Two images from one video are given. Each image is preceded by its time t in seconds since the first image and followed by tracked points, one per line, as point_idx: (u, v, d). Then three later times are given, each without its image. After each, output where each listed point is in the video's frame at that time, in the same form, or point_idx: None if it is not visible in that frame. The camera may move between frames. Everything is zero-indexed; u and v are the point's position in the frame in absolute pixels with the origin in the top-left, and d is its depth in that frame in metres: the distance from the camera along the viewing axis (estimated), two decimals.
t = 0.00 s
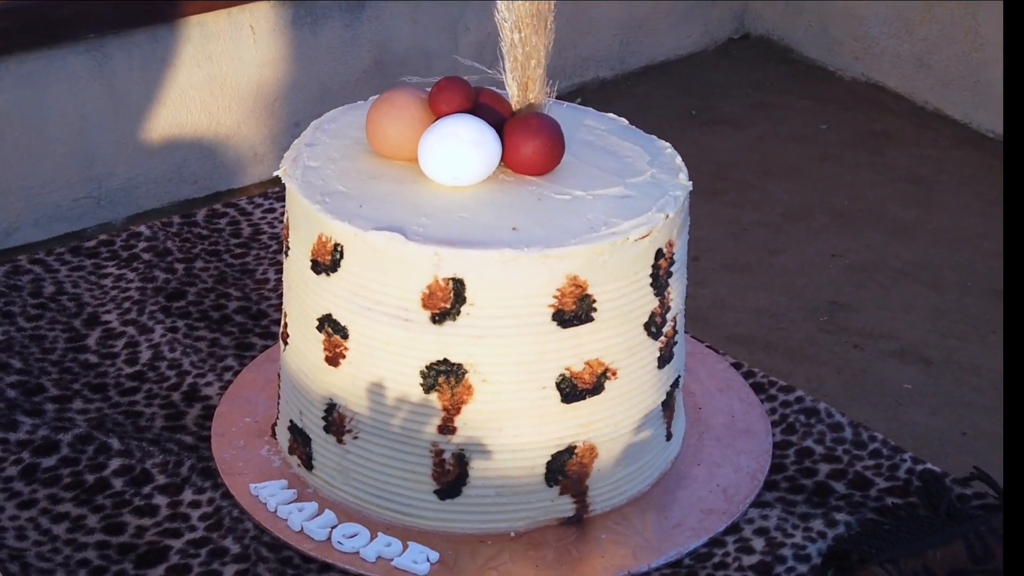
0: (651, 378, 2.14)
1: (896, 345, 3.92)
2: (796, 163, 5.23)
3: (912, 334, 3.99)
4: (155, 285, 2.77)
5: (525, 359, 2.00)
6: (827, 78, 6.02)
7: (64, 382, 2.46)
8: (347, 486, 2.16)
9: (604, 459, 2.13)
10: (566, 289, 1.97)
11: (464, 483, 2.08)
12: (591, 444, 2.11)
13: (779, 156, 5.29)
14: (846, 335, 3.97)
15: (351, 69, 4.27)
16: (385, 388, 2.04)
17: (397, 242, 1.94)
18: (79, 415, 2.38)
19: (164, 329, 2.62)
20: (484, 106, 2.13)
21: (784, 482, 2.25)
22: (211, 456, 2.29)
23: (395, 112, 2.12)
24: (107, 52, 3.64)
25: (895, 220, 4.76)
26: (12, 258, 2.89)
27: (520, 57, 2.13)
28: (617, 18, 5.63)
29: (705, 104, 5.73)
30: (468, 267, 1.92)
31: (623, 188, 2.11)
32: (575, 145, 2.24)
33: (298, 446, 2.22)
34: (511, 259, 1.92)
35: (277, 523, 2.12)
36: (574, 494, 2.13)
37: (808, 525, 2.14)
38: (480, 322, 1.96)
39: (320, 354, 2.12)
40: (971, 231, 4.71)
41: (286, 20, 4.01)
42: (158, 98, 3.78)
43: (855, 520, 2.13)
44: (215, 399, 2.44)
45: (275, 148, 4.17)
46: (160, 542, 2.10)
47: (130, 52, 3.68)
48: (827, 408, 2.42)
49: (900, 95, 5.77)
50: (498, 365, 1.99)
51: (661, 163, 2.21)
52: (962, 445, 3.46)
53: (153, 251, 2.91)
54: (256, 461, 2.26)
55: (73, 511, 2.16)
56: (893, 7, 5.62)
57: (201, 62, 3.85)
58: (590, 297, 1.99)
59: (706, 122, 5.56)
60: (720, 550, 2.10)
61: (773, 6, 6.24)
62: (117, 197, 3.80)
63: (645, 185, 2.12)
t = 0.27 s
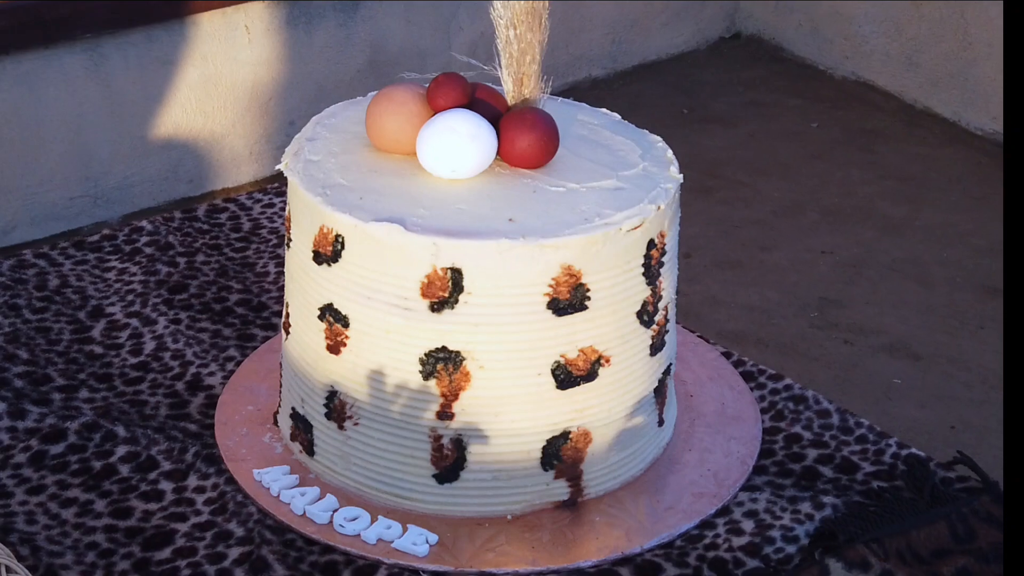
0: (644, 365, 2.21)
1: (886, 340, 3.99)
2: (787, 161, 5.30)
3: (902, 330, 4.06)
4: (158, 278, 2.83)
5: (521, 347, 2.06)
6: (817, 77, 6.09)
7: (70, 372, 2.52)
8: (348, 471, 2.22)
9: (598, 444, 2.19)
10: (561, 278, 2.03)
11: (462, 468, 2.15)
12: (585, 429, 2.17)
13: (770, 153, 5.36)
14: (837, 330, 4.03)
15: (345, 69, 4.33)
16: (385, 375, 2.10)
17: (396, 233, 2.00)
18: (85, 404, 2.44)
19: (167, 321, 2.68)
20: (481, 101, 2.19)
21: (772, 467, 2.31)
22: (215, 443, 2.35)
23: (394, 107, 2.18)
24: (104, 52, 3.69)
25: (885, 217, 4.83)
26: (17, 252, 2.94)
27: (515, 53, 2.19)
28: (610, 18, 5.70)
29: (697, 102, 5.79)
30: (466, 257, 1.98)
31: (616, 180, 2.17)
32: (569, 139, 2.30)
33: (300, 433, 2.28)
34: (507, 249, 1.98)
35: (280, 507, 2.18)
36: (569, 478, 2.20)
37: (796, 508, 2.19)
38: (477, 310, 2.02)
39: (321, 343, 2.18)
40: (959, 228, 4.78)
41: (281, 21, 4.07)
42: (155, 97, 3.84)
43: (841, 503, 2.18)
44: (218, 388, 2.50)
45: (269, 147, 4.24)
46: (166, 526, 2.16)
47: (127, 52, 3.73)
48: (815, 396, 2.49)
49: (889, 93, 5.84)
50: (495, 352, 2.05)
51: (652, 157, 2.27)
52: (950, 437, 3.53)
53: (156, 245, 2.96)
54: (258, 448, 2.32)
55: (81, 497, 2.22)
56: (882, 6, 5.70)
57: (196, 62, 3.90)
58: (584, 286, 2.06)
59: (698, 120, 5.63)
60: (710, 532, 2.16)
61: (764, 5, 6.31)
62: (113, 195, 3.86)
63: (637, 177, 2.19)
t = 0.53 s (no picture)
0: (635, 351, 2.27)
1: (877, 335, 4.06)
2: (778, 158, 5.37)
3: (891, 325, 4.12)
4: (160, 270, 2.89)
5: (516, 333, 2.12)
6: (808, 75, 6.16)
7: (75, 361, 2.58)
8: (348, 455, 2.28)
9: (591, 428, 2.26)
10: (554, 266, 2.09)
11: (458, 451, 2.21)
12: (579, 414, 2.23)
13: (762, 151, 5.43)
14: (827, 325, 4.10)
15: (340, 68, 4.40)
16: (384, 361, 2.16)
17: (395, 222, 2.06)
18: (91, 391, 2.50)
19: (170, 311, 2.74)
20: (476, 94, 2.25)
21: (760, 450, 2.37)
22: (217, 429, 2.41)
23: (392, 100, 2.24)
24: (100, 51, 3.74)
25: (876, 214, 4.90)
26: (22, 245, 3.00)
27: (510, 48, 2.26)
28: (603, 17, 5.76)
29: (689, 101, 5.86)
30: (462, 245, 2.04)
31: (608, 171, 2.23)
32: (563, 132, 2.37)
33: (301, 418, 2.35)
34: (502, 238, 2.04)
35: (282, 490, 2.24)
36: (563, 461, 2.26)
37: (783, 490, 2.25)
38: (473, 297, 2.08)
39: (321, 330, 2.24)
40: (948, 224, 4.85)
41: (276, 20, 4.14)
42: (151, 95, 3.89)
43: (827, 484, 2.24)
44: (220, 376, 2.56)
45: (264, 146, 4.30)
46: (171, 508, 2.22)
47: (123, 50, 3.78)
48: (802, 382, 2.55)
49: (880, 91, 5.91)
50: (490, 338, 2.11)
51: (643, 149, 2.33)
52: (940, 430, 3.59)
53: (157, 238, 3.02)
54: (260, 434, 2.38)
55: (88, 480, 2.28)
56: (872, 5, 5.77)
57: (192, 61, 3.96)
58: (577, 274, 2.12)
59: (690, 118, 5.70)
60: (700, 513, 2.22)
61: (755, 4, 6.38)
62: (110, 193, 3.91)
63: (628, 168, 2.25)
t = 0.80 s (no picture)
0: (625, 336, 2.33)
1: (867, 330, 4.13)
2: (770, 155, 5.44)
3: (882, 319, 4.19)
4: (161, 260, 2.95)
5: (508, 317, 2.18)
6: (801, 73, 6.23)
7: (79, 348, 2.64)
8: (345, 438, 2.35)
9: (582, 411, 2.32)
10: (546, 252, 2.16)
11: (453, 433, 2.27)
12: (570, 397, 2.29)
13: (754, 148, 5.50)
14: (819, 320, 4.17)
15: (335, 66, 4.46)
16: (381, 345, 2.23)
17: (391, 210, 2.12)
18: (94, 377, 2.56)
19: (170, 300, 2.80)
20: (470, 87, 2.32)
21: (747, 433, 2.44)
22: (218, 414, 2.47)
23: (388, 92, 2.30)
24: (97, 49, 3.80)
25: (866, 210, 4.97)
26: (24, 236, 3.06)
27: (503, 41, 2.33)
28: (596, 15, 5.82)
29: (682, 99, 5.93)
30: (456, 232, 2.11)
31: (598, 161, 2.30)
32: (554, 124, 2.43)
33: (299, 403, 2.41)
34: (495, 225, 2.11)
35: (281, 472, 2.31)
36: (554, 443, 2.32)
37: (769, 470, 2.32)
38: (467, 282, 2.14)
39: (320, 316, 2.30)
40: (938, 220, 4.92)
41: (272, 18, 4.20)
42: (148, 93, 3.96)
43: (811, 465, 2.31)
44: (220, 362, 2.62)
45: (260, 145, 4.35)
46: (174, 489, 2.29)
47: (120, 48, 3.84)
48: (788, 367, 2.61)
49: (871, 89, 5.98)
50: (484, 322, 2.18)
51: (632, 140, 2.40)
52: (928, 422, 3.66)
53: (158, 230, 3.08)
54: (260, 418, 2.45)
55: (92, 463, 2.34)
56: (863, 4, 5.84)
57: (188, 59, 4.02)
58: (568, 261, 2.18)
59: (683, 116, 5.77)
60: (688, 493, 2.29)
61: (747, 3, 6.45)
62: (107, 190, 3.97)
63: (618, 158, 2.32)
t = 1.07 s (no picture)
0: (614, 318, 2.40)
1: (857, 323, 4.20)
2: (763, 152, 5.51)
3: (872, 313, 4.26)
4: (161, 249, 3.01)
5: (501, 299, 2.25)
6: (793, 70, 6.31)
7: (82, 333, 2.71)
8: (343, 417, 2.41)
9: (573, 391, 2.38)
10: (537, 236, 2.22)
11: (447, 412, 2.33)
12: (561, 377, 2.36)
13: (746, 144, 5.57)
14: (810, 313, 4.24)
15: (330, 63, 4.53)
16: (377, 327, 2.29)
17: (387, 195, 2.19)
18: (97, 360, 2.62)
19: (171, 287, 2.87)
20: (463, 76, 2.38)
21: (734, 413, 2.50)
22: (218, 395, 2.53)
23: (384, 81, 2.37)
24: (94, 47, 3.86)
25: (857, 205, 5.05)
26: (27, 226, 3.13)
27: (496, 32, 2.39)
28: (589, 14, 5.89)
29: (675, 96, 6.00)
30: (450, 216, 2.17)
31: (588, 148, 2.36)
32: (545, 112, 2.50)
33: (298, 384, 2.47)
34: (488, 209, 2.17)
35: (281, 451, 2.37)
36: (546, 423, 2.39)
37: (755, 448, 2.38)
38: (461, 265, 2.21)
39: (318, 299, 2.37)
40: (927, 215, 4.99)
41: (268, 16, 4.27)
42: (145, 90, 4.02)
43: (796, 443, 2.38)
44: (220, 346, 2.68)
45: (255, 141, 4.41)
46: (176, 468, 2.35)
47: (116, 46, 3.90)
48: (775, 350, 2.68)
49: (862, 86, 6.06)
50: (478, 304, 2.24)
51: (622, 127, 2.46)
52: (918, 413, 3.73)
53: (158, 219, 3.15)
54: (259, 400, 2.51)
55: (96, 443, 2.41)
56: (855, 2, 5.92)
57: (184, 56, 4.08)
58: (559, 244, 2.25)
59: (676, 112, 5.84)
60: (676, 470, 2.35)
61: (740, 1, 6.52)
62: (104, 188, 4.02)
63: (607, 145, 2.38)
